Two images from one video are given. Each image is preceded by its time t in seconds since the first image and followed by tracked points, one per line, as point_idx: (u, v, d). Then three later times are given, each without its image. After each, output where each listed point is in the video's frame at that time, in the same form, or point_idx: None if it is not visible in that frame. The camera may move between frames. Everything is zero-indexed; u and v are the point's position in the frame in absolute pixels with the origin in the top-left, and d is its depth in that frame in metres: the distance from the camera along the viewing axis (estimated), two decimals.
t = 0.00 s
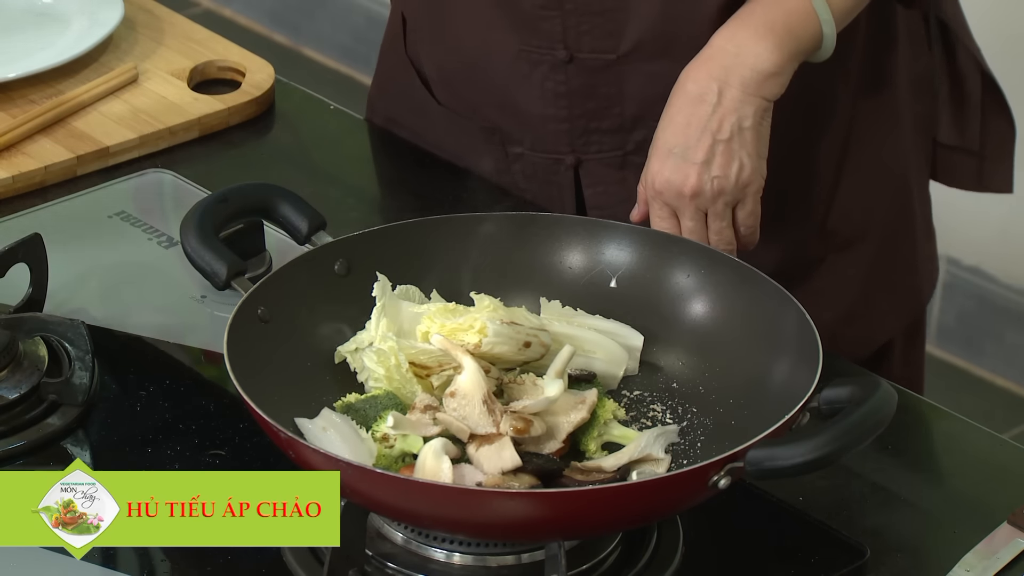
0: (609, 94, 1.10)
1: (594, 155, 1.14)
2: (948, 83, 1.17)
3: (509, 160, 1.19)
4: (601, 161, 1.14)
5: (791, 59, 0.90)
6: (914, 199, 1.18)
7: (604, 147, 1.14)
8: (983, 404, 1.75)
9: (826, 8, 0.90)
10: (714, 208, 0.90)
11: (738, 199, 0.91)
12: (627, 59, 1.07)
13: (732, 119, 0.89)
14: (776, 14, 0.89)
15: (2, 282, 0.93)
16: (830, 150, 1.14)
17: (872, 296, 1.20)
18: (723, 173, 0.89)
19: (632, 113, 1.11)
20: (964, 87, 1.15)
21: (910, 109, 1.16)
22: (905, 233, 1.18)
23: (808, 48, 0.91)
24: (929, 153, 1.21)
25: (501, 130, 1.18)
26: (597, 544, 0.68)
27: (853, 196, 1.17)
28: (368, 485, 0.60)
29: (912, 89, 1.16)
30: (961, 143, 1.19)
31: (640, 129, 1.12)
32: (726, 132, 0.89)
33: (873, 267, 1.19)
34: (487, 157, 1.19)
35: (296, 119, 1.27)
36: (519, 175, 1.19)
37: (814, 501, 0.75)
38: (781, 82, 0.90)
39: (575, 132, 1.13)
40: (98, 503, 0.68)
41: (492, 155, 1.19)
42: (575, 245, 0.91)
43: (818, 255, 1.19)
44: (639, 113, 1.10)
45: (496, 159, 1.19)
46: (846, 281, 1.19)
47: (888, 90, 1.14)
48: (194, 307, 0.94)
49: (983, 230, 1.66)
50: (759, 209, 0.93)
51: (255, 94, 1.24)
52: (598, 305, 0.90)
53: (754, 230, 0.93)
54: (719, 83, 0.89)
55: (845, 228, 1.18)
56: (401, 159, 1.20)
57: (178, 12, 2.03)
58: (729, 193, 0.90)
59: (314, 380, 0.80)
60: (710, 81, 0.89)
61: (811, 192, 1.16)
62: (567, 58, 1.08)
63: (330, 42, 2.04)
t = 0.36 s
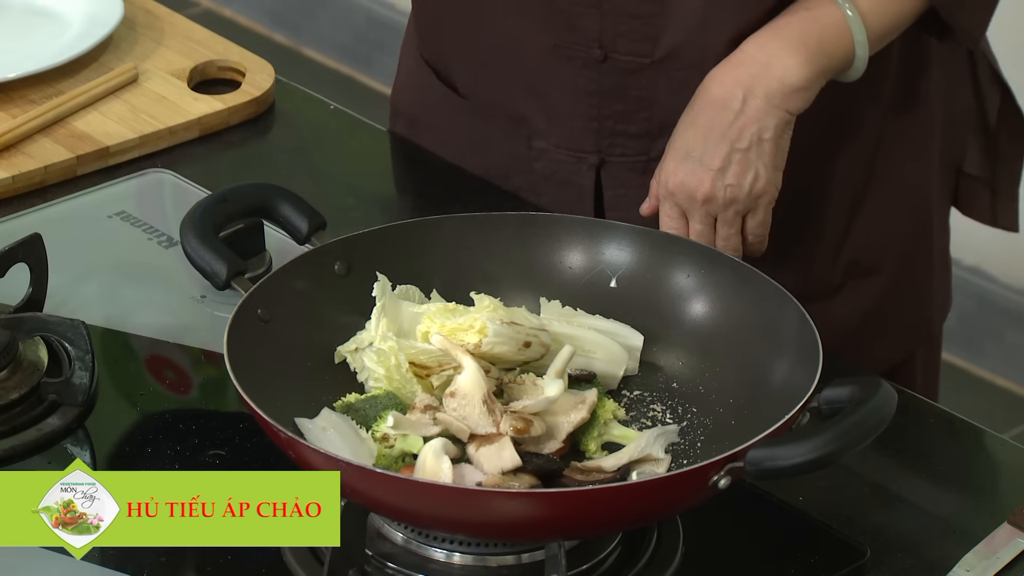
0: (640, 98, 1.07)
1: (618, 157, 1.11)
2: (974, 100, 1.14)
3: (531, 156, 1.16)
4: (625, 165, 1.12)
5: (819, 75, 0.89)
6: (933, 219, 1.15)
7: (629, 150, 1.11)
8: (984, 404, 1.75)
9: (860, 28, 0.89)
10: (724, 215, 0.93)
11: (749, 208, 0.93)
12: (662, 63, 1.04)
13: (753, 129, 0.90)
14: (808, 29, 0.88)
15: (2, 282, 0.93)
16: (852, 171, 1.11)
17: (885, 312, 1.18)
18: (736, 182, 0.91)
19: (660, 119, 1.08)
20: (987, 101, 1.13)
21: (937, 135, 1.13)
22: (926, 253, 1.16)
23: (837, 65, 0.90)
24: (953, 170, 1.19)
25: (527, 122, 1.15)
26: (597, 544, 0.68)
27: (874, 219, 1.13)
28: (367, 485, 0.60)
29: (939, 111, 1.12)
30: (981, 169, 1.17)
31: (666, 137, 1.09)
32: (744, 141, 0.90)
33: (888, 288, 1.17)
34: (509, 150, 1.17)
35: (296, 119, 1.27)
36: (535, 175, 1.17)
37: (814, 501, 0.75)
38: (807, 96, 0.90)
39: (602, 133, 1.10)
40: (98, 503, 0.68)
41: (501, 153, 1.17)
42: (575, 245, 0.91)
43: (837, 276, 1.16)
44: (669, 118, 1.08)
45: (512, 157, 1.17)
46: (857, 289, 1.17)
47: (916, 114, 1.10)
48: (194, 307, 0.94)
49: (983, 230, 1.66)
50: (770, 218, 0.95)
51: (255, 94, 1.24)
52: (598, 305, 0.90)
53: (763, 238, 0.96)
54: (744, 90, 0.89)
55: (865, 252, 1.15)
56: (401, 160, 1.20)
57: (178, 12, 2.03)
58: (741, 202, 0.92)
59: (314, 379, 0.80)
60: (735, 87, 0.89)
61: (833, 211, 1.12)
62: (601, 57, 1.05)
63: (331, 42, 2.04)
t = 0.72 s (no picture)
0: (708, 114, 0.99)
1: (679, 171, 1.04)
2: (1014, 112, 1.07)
3: (589, 165, 1.07)
4: (683, 181, 1.04)
5: (889, 98, 0.88)
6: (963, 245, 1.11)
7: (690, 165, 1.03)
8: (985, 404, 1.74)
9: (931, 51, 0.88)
10: (774, 230, 0.93)
11: (801, 227, 0.93)
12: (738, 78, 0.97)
13: (818, 150, 0.88)
14: (880, 51, 0.87)
15: (2, 282, 0.93)
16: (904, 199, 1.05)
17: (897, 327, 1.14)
18: (794, 200, 0.91)
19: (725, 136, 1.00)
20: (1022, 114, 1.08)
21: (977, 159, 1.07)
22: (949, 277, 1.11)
23: (905, 87, 0.89)
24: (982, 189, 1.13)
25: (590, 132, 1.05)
26: (597, 544, 0.68)
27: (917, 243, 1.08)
28: (367, 485, 0.60)
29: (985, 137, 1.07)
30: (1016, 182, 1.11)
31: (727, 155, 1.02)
32: (808, 160, 0.89)
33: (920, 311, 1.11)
34: (567, 157, 1.07)
35: (297, 119, 1.27)
36: (585, 187, 1.08)
37: (814, 501, 0.75)
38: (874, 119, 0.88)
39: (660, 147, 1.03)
40: (98, 503, 0.67)
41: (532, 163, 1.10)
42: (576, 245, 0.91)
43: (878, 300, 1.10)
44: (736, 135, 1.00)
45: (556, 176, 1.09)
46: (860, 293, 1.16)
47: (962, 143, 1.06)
48: (195, 307, 0.94)
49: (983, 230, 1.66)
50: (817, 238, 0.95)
51: (255, 94, 1.23)
52: (598, 305, 0.90)
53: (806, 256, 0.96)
54: (813, 108, 0.87)
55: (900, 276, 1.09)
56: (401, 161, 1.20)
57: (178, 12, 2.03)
58: (795, 222, 0.92)
59: (314, 379, 0.80)
60: (805, 104, 0.87)
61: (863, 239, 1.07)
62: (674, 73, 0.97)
63: (330, 43, 2.04)
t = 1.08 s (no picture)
0: (738, 116, 0.95)
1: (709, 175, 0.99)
2: None
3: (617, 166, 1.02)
4: (717, 184, 0.99)
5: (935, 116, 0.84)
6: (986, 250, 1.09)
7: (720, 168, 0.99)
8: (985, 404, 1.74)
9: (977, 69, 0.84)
10: (816, 246, 0.87)
11: (842, 244, 0.88)
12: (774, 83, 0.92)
13: (864, 165, 0.84)
14: (927, 68, 0.83)
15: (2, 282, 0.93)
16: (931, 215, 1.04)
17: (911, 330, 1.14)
18: (837, 216, 0.85)
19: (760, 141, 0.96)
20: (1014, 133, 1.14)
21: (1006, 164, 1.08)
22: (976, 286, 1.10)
23: (952, 104, 0.85)
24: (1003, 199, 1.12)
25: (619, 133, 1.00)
26: (597, 544, 0.68)
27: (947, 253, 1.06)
28: (367, 485, 0.60)
29: (1009, 145, 1.07)
30: None
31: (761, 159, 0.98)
32: (853, 175, 0.84)
33: (946, 322, 1.10)
34: (593, 159, 1.02)
35: (297, 119, 1.27)
36: (611, 188, 1.03)
37: (814, 501, 0.75)
38: (920, 137, 0.84)
39: (695, 149, 0.98)
40: (98, 503, 0.67)
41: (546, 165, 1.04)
42: (576, 245, 0.91)
43: (896, 312, 1.08)
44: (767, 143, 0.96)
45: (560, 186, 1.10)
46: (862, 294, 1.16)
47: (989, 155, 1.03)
48: (194, 307, 0.94)
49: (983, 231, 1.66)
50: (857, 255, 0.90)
51: (255, 94, 1.23)
52: (597, 305, 0.90)
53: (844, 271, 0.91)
54: (860, 123, 0.82)
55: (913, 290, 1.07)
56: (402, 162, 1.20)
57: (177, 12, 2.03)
58: (837, 237, 0.87)
59: (314, 379, 0.80)
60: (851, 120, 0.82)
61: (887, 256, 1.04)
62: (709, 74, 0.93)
63: (330, 42, 2.03)
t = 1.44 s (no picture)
0: (767, 118, 0.94)
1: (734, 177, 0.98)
2: None
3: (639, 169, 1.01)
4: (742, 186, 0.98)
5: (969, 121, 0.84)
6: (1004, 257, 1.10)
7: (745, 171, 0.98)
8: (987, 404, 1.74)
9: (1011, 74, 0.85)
10: (851, 253, 0.86)
11: (877, 251, 0.87)
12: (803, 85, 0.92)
13: (901, 171, 0.83)
14: (961, 72, 0.83)
15: (2, 282, 0.93)
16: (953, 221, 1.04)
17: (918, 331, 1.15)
18: (874, 223, 0.85)
19: (786, 142, 0.96)
20: None
21: (1023, 175, 1.10)
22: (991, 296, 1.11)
23: (984, 109, 0.85)
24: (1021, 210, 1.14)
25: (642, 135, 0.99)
26: (597, 544, 0.68)
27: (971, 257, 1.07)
28: (368, 485, 0.60)
29: None
30: None
31: (786, 160, 0.97)
32: (891, 182, 0.83)
33: (958, 324, 1.10)
34: (615, 162, 1.01)
35: (297, 119, 1.27)
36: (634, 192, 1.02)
37: (814, 501, 0.75)
38: (954, 143, 0.84)
39: (721, 150, 0.97)
40: (98, 503, 0.67)
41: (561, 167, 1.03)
42: (576, 245, 0.91)
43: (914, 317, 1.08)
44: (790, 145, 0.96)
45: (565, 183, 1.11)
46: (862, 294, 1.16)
47: (1011, 162, 1.05)
48: (195, 307, 0.94)
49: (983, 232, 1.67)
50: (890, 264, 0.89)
51: (256, 94, 1.23)
52: (598, 305, 0.90)
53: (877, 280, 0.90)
54: (898, 129, 0.82)
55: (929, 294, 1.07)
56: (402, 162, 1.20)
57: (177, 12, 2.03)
58: (872, 244, 0.86)
59: (314, 379, 0.80)
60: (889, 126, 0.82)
61: (908, 259, 1.03)
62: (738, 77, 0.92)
63: (330, 42, 2.03)
